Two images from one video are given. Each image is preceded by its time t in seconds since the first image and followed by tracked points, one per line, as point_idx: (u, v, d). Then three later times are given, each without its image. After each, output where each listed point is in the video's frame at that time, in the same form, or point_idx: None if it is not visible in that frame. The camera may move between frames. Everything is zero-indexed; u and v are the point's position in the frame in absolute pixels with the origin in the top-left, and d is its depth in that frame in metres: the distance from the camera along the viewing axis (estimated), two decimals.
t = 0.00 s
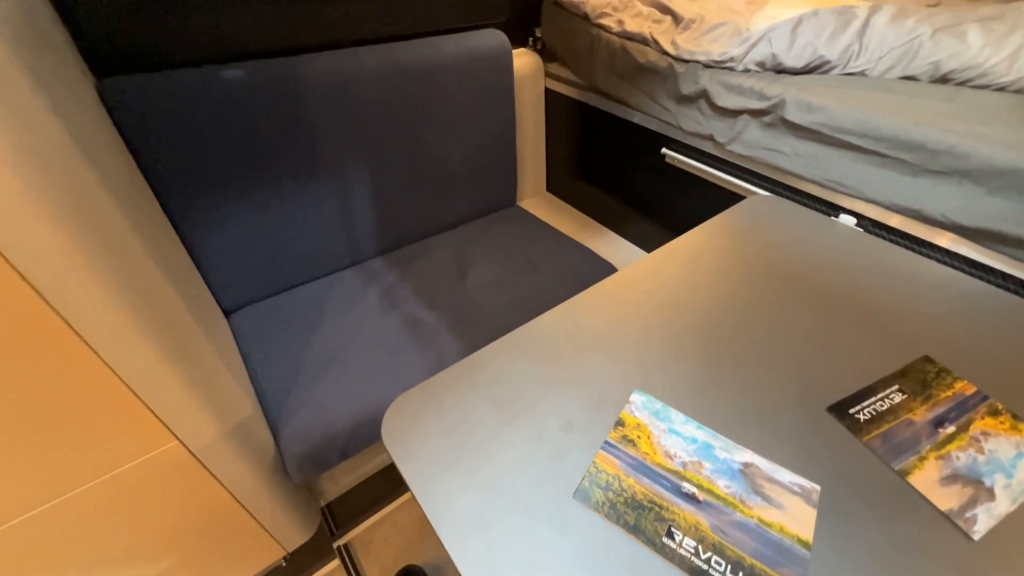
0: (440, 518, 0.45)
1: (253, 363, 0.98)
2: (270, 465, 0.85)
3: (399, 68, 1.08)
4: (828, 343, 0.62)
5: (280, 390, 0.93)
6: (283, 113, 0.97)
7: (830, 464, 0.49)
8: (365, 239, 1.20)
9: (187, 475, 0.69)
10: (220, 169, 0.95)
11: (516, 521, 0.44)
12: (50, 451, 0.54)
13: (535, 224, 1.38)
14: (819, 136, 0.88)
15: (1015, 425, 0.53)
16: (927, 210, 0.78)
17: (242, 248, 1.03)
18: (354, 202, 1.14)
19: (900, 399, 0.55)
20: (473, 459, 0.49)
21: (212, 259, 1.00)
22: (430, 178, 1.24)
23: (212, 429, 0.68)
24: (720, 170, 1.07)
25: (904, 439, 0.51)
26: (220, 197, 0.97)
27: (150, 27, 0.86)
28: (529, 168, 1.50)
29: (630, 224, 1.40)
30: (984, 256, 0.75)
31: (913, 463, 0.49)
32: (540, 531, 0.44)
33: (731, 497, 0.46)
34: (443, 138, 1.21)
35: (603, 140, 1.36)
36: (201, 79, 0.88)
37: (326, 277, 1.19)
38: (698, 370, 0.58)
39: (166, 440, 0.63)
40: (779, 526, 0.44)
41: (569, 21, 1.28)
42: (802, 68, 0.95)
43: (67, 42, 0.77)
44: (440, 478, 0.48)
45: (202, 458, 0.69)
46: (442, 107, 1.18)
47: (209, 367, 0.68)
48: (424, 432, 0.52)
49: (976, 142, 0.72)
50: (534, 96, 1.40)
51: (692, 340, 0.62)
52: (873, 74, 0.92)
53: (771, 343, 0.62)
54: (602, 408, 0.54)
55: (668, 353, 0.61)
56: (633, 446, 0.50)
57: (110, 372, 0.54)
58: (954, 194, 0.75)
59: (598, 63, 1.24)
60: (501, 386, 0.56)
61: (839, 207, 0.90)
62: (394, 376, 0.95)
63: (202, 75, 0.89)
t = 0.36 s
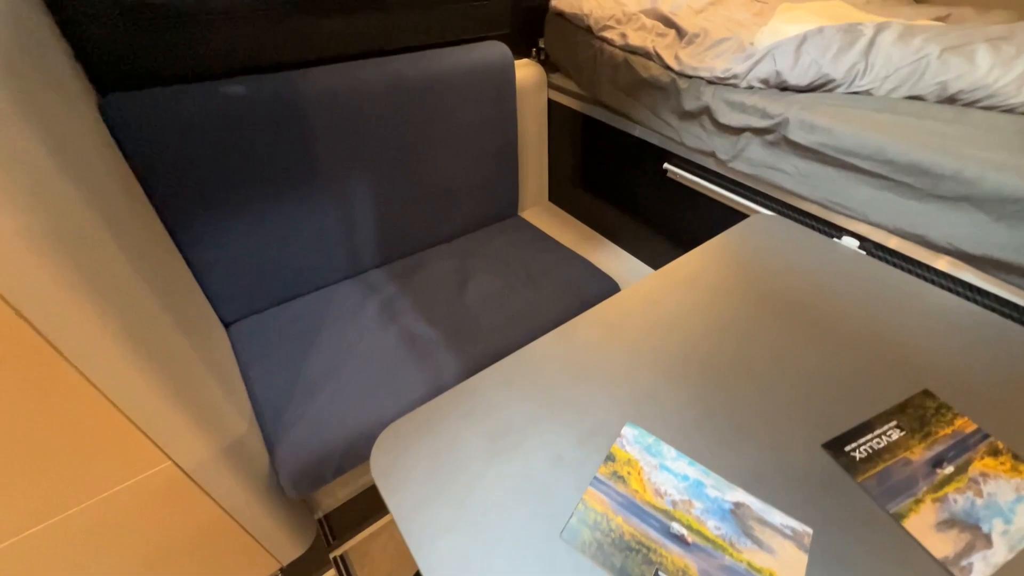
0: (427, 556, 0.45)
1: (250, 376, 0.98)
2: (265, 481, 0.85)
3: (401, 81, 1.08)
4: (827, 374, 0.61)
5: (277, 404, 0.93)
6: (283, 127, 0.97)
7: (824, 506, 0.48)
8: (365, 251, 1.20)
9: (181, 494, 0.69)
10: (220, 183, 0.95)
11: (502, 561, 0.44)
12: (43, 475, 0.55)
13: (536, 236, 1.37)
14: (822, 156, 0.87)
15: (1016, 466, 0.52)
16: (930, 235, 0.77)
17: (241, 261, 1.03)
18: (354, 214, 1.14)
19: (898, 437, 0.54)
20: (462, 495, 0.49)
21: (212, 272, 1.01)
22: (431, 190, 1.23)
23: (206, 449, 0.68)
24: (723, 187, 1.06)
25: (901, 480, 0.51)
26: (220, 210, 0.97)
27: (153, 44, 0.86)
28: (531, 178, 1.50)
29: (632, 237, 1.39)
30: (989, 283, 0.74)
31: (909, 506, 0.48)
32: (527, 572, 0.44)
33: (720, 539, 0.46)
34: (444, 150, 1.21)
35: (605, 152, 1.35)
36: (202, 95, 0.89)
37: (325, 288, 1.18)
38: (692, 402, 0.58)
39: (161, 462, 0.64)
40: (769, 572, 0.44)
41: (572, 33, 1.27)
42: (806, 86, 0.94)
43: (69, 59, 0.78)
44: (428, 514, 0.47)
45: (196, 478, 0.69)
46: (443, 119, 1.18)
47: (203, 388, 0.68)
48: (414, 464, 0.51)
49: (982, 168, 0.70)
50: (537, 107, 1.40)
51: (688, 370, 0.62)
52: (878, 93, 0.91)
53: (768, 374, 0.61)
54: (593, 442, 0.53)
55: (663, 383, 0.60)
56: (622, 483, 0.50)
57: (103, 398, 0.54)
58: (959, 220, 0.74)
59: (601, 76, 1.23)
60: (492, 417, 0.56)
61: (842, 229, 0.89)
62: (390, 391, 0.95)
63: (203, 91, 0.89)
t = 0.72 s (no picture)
0: None
1: (241, 397, 0.98)
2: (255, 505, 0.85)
3: (392, 100, 1.09)
4: (812, 403, 0.61)
5: (268, 425, 0.93)
6: (273, 147, 0.97)
7: (804, 544, 0.48)
8: (357, 268, 1.20)
9: (168, 523, 0.69)
10: (210, 204, 0.95)
11: None
12: (27, 513, 0.55)
13: (529, 250, 1.37)
14: (811, 178, 0.87)
15: (998, 501, 0.52)
16: (917, 259, 0.77)
17: (232, 281, 1.03)
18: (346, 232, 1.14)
19: (880, 470, 0.55)
20: (445, 534, 0.49)
21: (203, 292, 1.01)
22: (423, 206, 1.23)
23: (192, 479, 0.68)
24: (713, 205, 1.06)
25: (882, 516, 0.51)
26: (209, 230, 0.97)
27: (142, 67, 0.88)
28: (524, 192, 1.50)
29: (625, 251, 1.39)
30: (976, 308, 0.74)
31: (889, 544, 0.49)
32: None
33: None
34: (436, 166, 1.21)
35: (598, 166, 1.36)
36: (191, 118, 0.89)
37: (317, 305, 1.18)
38: (676, 434, 0.58)
39: (146, 494, 0.63)
40: None
41: (565, 49, 1.27)
42: (795, 106, 0.94)
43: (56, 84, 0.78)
44: (411, 554, 0.48)
45: (183, 507, 0.69)
46: (435, 136, 1.18)
47: (189, 417, 0.68)
48: (398, 502, 0.52)
49: (967, 195, 0.70)
50: (529, 122, 1.40)
51: (673, 399, 0.62)
52: (867, 114, 0.91)
53: (753, 404, 0.61)
54: (576, 477, 0.54)
55: (648, 413, 0.60)
56: (604, 520, 0.50)
57: (86, 435, 0.54)
58: (945, 246, 0.74)
59: (593, 92, 1.23)
60: (476, 451, 0.56)
61: (831, 250, 0.89)
62: (381, 411, 0.95)
63: (193, 114, 0.90)
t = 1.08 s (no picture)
0: None
1: (222, 427, 0.96)
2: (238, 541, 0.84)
3: (370, 124, 1.08)
4: (787, 431, 0.62)
5: (250, 456, 0.92)
6: (251, 175, 0.97)
7: None
8: (340, 290, 1.19)
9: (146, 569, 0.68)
10: (187, 234, 0.94)
11: None
12: None
13: (513, 267, 1.37)
14: (785, 200, 0.89)
15: (966, 528, 0.53)
16: (889, 282, 0.79)
17: (211, 309, 1.02)
18: (327, 255, 1.13)
19: (854, 500, 0.56)
20: None
21: (181, 321, 0.99)
22: (406, 227, 1.23)
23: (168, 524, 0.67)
24: (693, 225, 1.08)
25: (854, 548, 0.53)
26: (187, 259, 0.96)
27: (116, 97, 0.87)
28: (508, 208, 1.50)
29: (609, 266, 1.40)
30: (944, 329, 0.76)
31: None
32: None
33: None
34: (418, 187, 1.21)
35: (580, 183, 1.36)
36: (166, 148, 0.88)
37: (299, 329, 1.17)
38: (656, 469, 0.58)
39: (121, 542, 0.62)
40: None
41: (544, 68, 1.28)
42: (769, 128, 0.95)
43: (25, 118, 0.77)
44: None
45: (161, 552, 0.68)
46: (416, 158, 1.18)
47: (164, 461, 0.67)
48: (377, 549, 0.52)
49: (934, 220, 0.72)
50: (511, 140, 1.41)
51: (652, 432, 0.62)
52: (839, 136, 0.93)
53: (731, 434, 0.62)
54: (556, 518, 0.54)
55: (628, 447, 0.61)
56: (584, 562, 0.51)
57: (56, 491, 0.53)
58: (915, 268, 0.76)
59: (573, 111, 1.24)
60: (457, 492, 0.56)
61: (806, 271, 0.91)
62: (365, 438, 0.94)
63: (167, 144, 0.89)
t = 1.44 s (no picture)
0: None
1: (204, 467, 0.95)
2: None
3: (351, 155, 1.09)
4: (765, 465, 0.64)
5: (233, 496, 0.90)
6: (231, 211, 0.96)
7: None
8: (324, 320, 1.18)
9: None
10: (166, 271, 0.93)
11: None
12: None
13: (499, 290, 1.37)
14: (760, 228, 0.91)
15: (938, 562, 0.55)
16: (861, 309, 0.82)
17: (192, 344, 1.01)
18: (310, 286, 1.12)
19: (831, 536, 0.57)
20: None
21: (161, 359, 0.98)
22: (389, 254, 1.23)
23: None
24: (674, 250, 1.09)
25: None
26: (167, 295, 0.95)
27: (98, 135, 0.89)
28: (492, 230, 1.51)
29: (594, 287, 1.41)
30: (913, 354, 0.79)
31: None
32: None
33: None
34: (400, 214, 1.21)
35: (563, 205, 1.38)
36: (143, 188, 0.88)
37: (282, 360, 1.16)
38: (637, 510, 0.59)
39: None
40: None
41: (525, 93, 1.30)
42: (744, 156, 0.98)
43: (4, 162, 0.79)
44: None
45: None
46: (398, 186, 1.18)
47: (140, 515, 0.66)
48: None
49: (901, 250, 0.75)
50: (494, 163, 1.42)
51: (634, 471, 0.63)
52: (811, 164, 0.95)
53: (710, 470, 0.63)
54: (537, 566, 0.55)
55: (610, 487, 0.62)
56: None
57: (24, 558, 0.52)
58: (885, 296, 0.79)
59: (554, 136, 1.26)
60: (440, 541, 0.57)
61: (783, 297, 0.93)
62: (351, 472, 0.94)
63: (143, 184, 0.88)
